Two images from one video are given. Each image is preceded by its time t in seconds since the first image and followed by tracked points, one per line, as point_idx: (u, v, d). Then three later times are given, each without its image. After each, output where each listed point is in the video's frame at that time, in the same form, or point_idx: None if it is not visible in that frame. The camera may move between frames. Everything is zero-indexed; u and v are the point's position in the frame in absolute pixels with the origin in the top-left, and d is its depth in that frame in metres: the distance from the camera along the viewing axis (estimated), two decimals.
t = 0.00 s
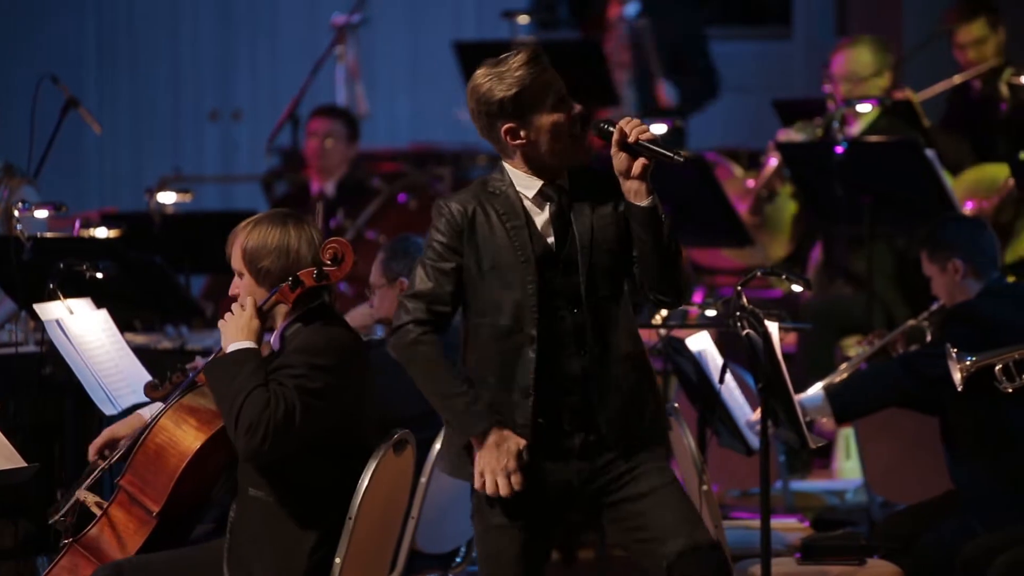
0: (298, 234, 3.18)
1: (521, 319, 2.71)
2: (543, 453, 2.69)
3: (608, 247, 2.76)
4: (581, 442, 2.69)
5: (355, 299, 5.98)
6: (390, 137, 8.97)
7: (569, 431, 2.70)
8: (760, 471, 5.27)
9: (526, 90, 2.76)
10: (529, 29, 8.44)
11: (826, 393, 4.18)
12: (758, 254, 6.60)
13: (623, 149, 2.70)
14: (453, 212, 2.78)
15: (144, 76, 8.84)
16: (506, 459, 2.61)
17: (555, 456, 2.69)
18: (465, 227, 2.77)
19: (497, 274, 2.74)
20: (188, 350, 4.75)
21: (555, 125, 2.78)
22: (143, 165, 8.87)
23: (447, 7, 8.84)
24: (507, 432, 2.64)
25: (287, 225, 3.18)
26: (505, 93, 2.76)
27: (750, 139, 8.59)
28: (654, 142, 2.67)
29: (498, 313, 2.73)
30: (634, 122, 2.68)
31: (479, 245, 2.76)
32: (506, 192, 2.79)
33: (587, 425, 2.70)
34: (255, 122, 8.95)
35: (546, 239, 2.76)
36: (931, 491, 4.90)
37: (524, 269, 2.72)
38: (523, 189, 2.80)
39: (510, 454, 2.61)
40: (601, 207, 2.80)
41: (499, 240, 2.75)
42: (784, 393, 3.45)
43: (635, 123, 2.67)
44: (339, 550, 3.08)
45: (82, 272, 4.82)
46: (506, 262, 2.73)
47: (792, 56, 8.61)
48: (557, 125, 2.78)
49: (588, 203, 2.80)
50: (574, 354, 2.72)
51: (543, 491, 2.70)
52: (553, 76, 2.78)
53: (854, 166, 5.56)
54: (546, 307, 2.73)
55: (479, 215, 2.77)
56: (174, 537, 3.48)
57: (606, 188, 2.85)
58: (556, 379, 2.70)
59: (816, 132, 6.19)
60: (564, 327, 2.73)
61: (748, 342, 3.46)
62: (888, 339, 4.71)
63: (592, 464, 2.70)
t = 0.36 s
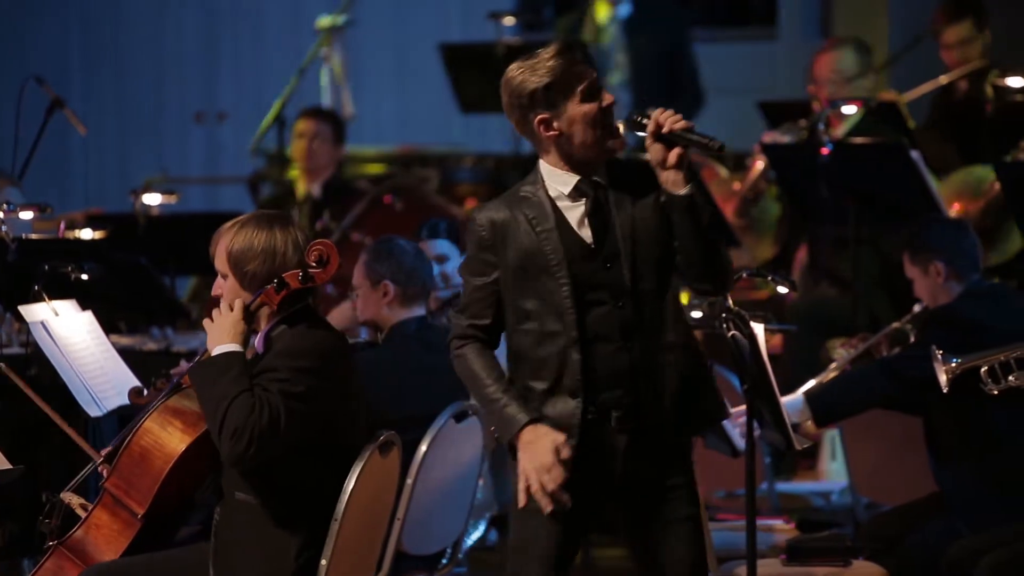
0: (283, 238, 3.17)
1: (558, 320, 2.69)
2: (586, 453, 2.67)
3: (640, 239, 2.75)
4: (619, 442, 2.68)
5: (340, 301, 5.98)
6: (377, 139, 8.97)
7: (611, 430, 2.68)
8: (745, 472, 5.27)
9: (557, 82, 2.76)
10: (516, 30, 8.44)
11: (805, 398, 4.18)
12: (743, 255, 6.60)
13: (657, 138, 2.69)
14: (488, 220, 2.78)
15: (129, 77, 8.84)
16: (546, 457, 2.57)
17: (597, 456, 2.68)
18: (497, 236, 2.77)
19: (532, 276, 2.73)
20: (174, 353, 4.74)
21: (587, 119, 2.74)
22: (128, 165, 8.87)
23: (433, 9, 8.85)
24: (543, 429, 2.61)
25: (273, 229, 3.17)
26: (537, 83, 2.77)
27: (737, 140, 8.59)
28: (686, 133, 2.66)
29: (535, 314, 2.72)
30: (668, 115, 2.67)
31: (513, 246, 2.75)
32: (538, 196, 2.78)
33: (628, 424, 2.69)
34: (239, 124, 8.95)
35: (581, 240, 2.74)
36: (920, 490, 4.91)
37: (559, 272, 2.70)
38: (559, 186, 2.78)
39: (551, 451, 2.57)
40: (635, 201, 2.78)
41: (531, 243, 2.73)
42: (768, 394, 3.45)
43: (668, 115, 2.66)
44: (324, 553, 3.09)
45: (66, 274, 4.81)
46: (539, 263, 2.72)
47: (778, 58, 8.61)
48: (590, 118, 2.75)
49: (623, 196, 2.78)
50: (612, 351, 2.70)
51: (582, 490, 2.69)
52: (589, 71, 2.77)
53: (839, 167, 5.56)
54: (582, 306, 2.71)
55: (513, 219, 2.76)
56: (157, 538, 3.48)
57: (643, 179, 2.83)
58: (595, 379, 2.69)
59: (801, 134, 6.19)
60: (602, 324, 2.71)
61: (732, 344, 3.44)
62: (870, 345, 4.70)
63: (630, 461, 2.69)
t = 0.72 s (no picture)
0: (271, 243, 3.15)
1: (548, 348, 2.81)
2: (570, 472, 2.83)
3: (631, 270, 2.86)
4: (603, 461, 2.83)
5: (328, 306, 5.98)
6: (364, 145, 8.96)
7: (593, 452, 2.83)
8: (734, 476, 5.27)
9: (546, 99, 2.88)
10: (504, 34, 8.44)
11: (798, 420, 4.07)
12: (733, 260, 6.61)
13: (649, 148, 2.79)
14: (476, 239, 2.84)
15: (117, 83, 8.84)
16: (524, 482, 2.73)
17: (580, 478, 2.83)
18: (488, 257, 2.83)
19: (523, 301, 2.83)
20: (162, 358, 4.74)
21: (571, 131, 2.85)
22: (114, 170, 8.86)
23: (420, 14, 8.85)
24: (522, 457, 2.75)
25: (261, 233, 3.15)
26: (522, 98, 2.89)
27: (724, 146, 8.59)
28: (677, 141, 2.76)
29: (525, 338, 2.82)
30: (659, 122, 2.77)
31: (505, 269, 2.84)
32: (529, 215, 2.88)
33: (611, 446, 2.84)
34: (227, 128, 8.95)
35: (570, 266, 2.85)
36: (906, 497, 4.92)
37: (550, 298, 2.82)
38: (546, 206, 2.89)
39: (528, 476, 2.72)
40: (624, 225, 2.89)
41: (523, 266, 2.83)
42: (756, 398, 3.45)
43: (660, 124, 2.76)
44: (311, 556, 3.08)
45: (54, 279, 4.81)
46: (530, 289, 2.83)
47: (764, 63, 8.61)
48: (575, 133, 2.85)
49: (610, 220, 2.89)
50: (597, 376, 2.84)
51: (566, 508, 2.83)
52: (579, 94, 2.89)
53: (826, 172, 5.58)
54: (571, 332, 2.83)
55: (506, 241, 2.84)
56: (145, 542, 3.48)
57: (631, 196, 2.94)
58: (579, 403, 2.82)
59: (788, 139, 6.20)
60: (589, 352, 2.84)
61: (721, 348, 3.42)
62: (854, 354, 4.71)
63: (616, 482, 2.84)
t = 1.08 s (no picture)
0: (263, 244, 3.15)
1: (542, 353, 2.64)
2: (553, 486, 2.64)
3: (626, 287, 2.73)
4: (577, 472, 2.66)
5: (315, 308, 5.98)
6: (349, 148, 8.95)
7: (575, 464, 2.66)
8: (719, 478, 5.27)
9: (511, 102, 2.75)
10: (488, 37, 8.44)
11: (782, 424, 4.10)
12: (718, 262, 6.61)
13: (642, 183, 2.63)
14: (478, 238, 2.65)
15: (102, 87, 8.85)
16: (506, 487, 2.55)
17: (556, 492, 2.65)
18: (490, 254, 2.64)
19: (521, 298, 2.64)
20: (147, 359, 4.73)
21: (548, 125, 2.72)
22: (99, 173, 8.88)
23: (405, 16, 8.84)
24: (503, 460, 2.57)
25: (253, 235, 3.15)
26: (485, 112, 2.76)
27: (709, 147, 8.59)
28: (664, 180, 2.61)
29: (516, 340, 2.65)
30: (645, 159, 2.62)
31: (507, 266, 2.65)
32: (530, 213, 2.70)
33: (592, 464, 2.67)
34: (213, 128, 8.92)
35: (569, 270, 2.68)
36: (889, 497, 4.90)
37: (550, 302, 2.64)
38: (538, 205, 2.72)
39: (509, 481, 2.55)
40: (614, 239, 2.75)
41: (523, 266, 2.65)
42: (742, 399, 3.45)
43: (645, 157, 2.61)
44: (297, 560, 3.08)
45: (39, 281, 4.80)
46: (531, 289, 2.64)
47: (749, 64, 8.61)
48: (551, 127, 2.73)
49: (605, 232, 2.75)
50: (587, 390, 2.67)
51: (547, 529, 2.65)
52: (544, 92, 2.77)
53: (811, 175, 5.58)
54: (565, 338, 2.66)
55: (510, 240, 2.65)
56: (130, 546, 3.47)
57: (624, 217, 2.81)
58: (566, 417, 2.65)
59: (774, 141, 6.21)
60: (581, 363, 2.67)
61: (706, 349, 3.42)
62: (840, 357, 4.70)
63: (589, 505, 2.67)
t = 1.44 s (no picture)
0: (253, 247, 3.15)
1: (527, 342, 2.66)
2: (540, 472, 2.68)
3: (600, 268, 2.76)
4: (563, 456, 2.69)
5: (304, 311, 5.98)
6: (339, 151, 8.92)
7: (559, 449, 2.69)
8: (709, 480, 5.27)
9: (534, 94, 2.68)
10: (477, 39, 8.46)
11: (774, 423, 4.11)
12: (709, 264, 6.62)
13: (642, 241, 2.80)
14: (457, 224, 2.67)
15: (92, 88, 8.87)
16: (511, 489, 2.58)
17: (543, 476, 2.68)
18: (471, 245, 2.66)
19: (502, 288, 2.66)
20: (138, 359, 4.73)
21: (551, 140, 2.68)
22: (90, 175, 8.89)
23: (394, 18, 8.85)
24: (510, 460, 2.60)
25: (243, 235, 3.15)
26: (507, 86, 2.69)
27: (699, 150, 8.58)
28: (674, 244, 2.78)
29: (502, 331, 2.66)
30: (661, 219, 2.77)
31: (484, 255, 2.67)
32: (507, 204, 2.71)
33: (575, 447, 2.70)
34: (202, 131, 8.90)
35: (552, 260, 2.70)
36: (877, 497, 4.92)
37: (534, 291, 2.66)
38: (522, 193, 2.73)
39: (516, 483, 2.58)
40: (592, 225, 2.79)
41: (506, 258, 2.67)
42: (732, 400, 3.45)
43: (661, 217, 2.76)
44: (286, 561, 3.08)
45: (28, 283, 4.80)
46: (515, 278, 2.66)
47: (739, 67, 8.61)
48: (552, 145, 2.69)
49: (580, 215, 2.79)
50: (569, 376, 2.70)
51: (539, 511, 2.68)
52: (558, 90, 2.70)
53: (801, 177, 5.60)
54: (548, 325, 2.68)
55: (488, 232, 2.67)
56: (119, 547, 3.48)
57: (601, 201, 2.85)
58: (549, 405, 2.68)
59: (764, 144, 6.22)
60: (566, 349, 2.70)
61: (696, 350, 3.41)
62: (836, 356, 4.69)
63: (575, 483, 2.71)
